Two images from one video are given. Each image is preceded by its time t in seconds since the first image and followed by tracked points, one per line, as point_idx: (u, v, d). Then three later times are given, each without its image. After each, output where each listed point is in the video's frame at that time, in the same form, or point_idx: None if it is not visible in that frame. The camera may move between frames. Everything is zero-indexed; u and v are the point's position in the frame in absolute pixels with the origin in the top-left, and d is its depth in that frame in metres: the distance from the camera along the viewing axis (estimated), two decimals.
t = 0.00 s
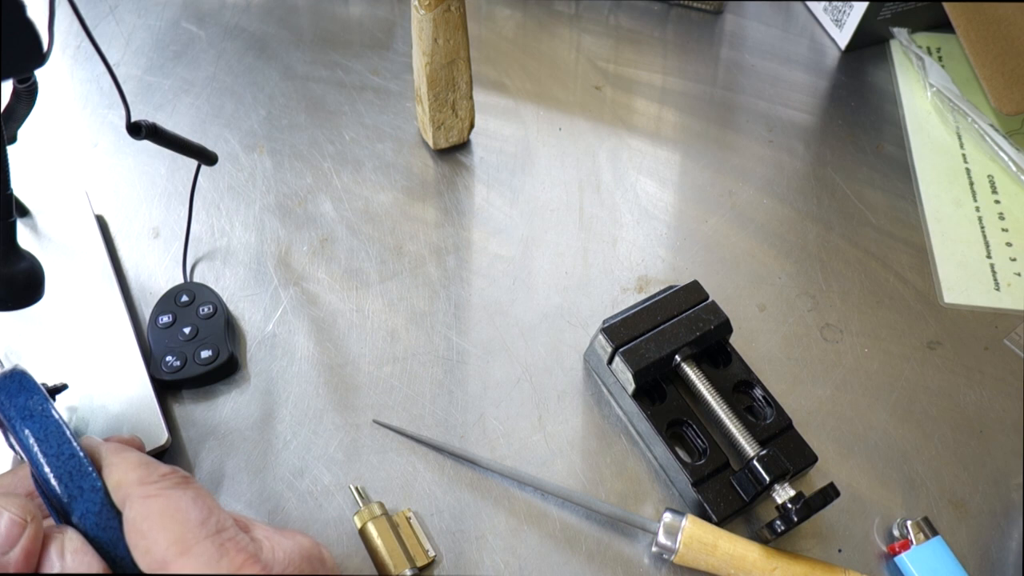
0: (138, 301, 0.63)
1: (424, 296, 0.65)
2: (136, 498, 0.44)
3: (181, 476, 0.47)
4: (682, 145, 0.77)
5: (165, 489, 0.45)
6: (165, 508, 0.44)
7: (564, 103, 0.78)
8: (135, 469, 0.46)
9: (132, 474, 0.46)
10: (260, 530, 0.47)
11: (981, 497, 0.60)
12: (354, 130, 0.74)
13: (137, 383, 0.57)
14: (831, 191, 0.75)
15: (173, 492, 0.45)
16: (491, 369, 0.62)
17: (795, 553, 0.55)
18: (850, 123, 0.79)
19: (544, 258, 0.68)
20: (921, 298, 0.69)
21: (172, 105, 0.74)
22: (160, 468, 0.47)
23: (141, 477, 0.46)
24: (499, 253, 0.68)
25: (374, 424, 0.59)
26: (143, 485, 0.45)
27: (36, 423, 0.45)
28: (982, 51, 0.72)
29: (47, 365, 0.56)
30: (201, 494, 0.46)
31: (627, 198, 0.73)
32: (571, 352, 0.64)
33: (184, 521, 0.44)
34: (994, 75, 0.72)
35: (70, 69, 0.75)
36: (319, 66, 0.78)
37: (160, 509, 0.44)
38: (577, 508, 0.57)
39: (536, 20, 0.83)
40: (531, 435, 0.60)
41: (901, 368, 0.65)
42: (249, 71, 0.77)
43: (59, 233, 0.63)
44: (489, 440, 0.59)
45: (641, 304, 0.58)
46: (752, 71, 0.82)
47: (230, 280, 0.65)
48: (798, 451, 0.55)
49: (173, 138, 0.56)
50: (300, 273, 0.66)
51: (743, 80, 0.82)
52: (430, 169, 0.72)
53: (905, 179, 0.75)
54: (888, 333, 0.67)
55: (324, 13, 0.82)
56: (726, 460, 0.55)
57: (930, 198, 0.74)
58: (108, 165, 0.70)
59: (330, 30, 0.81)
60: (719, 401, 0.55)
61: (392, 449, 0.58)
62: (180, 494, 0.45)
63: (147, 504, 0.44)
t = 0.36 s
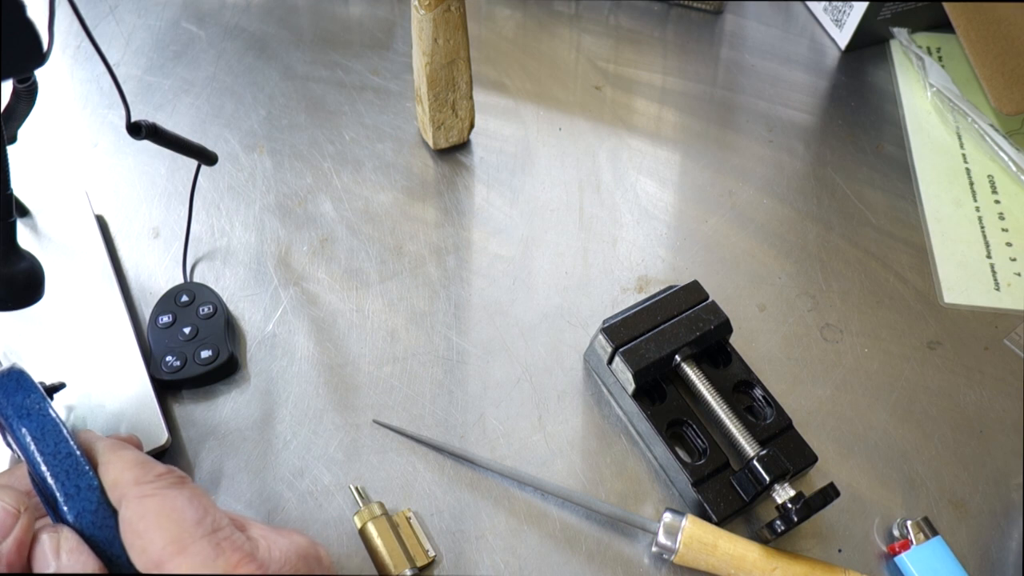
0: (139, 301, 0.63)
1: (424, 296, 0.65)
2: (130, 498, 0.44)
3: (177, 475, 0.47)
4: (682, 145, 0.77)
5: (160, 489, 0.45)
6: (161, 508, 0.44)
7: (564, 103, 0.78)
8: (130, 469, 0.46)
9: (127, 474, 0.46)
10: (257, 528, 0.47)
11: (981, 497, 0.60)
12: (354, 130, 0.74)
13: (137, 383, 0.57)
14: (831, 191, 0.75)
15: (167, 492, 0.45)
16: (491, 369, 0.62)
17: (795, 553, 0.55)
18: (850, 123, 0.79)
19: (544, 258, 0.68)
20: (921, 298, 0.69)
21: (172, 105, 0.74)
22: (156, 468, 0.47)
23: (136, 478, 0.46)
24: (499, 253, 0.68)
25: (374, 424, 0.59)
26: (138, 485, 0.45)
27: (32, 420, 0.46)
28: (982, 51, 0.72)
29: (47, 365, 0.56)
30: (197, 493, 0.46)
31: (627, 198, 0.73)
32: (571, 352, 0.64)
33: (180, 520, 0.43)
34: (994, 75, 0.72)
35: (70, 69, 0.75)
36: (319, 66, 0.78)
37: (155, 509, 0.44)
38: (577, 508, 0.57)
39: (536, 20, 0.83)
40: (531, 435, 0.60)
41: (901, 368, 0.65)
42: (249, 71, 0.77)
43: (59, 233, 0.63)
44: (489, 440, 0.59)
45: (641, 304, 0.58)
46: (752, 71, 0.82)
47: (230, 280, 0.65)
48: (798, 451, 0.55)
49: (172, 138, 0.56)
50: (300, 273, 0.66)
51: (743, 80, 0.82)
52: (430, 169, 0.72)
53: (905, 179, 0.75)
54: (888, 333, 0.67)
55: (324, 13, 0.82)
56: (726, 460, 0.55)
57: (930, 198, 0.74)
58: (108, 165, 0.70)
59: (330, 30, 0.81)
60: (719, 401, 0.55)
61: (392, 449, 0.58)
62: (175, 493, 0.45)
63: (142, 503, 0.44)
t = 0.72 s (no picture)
0: (138, 301, 0.63)
1: (424, 296, 0.65)
2: (123, 498, 0.45)
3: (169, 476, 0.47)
4: (682, 145, 0.77)
5: (152, 491, 0.45)
6: (152, 508, 0.44)
7: (564, 103, 0.78)
8: (124, 468, 0.46)
9: (121, 473, 0.46)
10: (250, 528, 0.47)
11: (981, 498, 0.60)
12: (354, 130, 0.74)
13: (138, 384, 0.57)
14: (831, 191, 0.75)
15: (159, 493, 0.45)
16: (491, 369, 0.62)
17: (795, 553, 0.55)
18: (850, 123, 0.79)
19: (544, 258, 0.68)
20: (921, 298, 0.69)
21: (172, 105, 0.74)
22: (148, 468, 0.47)
23: (129, 477, 0.46)
24: (499, 253, 0.68)
25: (374, 424, 0.59)
26: (130, 485, 0.45)
27: (24, 420, 0.46)
28: (982, 50, 0.72)
29: (46, 364, 0.56)
30: (188, 493, 0.46)
31: (627, 198, 0.73)
32: (571, 352, 0.64)
33: (172, 520, 0.44)
34: (994, 75, 0.72)
35: (70, 69, 0.75)
36: (319, 66, 0.78)
37: (147, 509, 0.44)
38: (577, 508, 0.57)
39: (536, 20, 0.83)
40: (531, 435, 0.60)
41: (901, 368, 0.65)
42: (249, 71, 0.77)
43: (59, 233, 0.63)
44: (489, 440, 0.59)
45: (641, 304, 0.58)
46: (752, 71, 0.82)
47: (230, 280, 0.65)
48: (798, 451, 0.55)
49: (172, 138, 0.56)
50: (300, 273, 0.66)
51: (743, 80, 0.82)
52: (430, 169, 0.72)
53: (905, 179, 0.75)
54: (888, 333, 0.67)
55: (324, 13, 0.82)
56: (726, 460, 0.55)
57: (930, 198, 0.74)
58: (108, 165, 0.70)
59: (330, 30, 0.81)
60: (719, 400, 0.55)
61: (392, 449, 0.58)
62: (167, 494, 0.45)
63: (134, 505, 0.44)
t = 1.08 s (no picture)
0: (138, 301, 0.63)
1: (424, 296, 0.65)
2: (118, 493, 0.45)
3: (164, 470, 0.47)
4: (682, 145, 0.77)
5: (147, 486, 0.45)
6: (147, 503, 0.44)
7: (564, 103, 0.78)
8: (119, 462, 0.46)
9: (116, 467, 0.46)
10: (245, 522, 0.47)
11: (981, 498, 0.60)
12: (354, 130, 0.74)
13: (137, 384, 0.57)
14: (831, 191, 0.75)
15: (154, 488, 0.45)
16: (491, 369, 0.62)
17: (795, 553, 0.55)
18: (850, 123, 0.79)
19: (544, 258, 0.68)
20: (921, 298, 0.69)
21: (172, 105, 0.74)
22: (143, 462, 0.47)
23: (124, 471, 0.46)
24: (499, 253, 0.68)
25: (374, 424, 0.59)
26: (125, 480, 0.45)
27: (21, 413, 0.47)
28: (982, 51, 0.72)
29: (46, 364, 0.56)
30: (183, 488, 0.46)
31: (627, 198, 0.73)
32: (571, 352, 0.64)
33: (166, 515, 0.44)
34: (994, 75, 0.72)
35: (70, 69, 0.75)
36: (319, 66, 0.78)
37: (141, 505, 0.44)
38: (577, 508, 0.57)
39: (536, 20, 0.83)
40: (531, 435, 0.60)
41: (901, 368, 0.65)
42: (249, 71, 0.77)
43: (59, 233, 0.63)
44: (489, 440, 0.59)
45: (641, 304, 0.58)
46: (752, 71, 0.82)
47: (230, 280, 0.65)
48: (798, 451, 0.55)
49: (172, 138, 0.56)
50: (300, 273, 0.66)
51: (743, 80, 0.82)
52: (430, 169, 0.72)
53: (905, 179, 0.75)
54: (888, 333, 0.67)
55: (324, 13, 0.82)
56: (726, 460, 0.55)
57: (930, 198, 0.74)
58: (108, 165, 0.70)
59: (330, 30, 0.81)
60: (719, 400, 0.55)
61: (392, 449, 0.58)
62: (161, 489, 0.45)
63: (128, 501, 0.44)
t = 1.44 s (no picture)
0: (138, 301, 0.63)
1: (424, 296, 0.65)
2: (111, 489, 0.45)
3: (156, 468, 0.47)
4: (682, 145, 0.77)
5: (139, 483, 0.45)
6: (139, 500, 0.44)
7: (564, 103, 0.78)
8: (111, 460, 0.46)
9: (108, 464, 0.46)
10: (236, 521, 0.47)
11: (981, 498, 0.60)
12: (354, 130, 0.74)
13: (137, 383, 0.57)
14: (831, 191, 0.75)
15: (145, 485, 0.45)
16: (491, 369, 0.62)
17: (795, 553, 0.55)
18: (850, 123, 0.79)
19: (544, 258, 0.68)
20: (921, 298, 0.69)
21: (172, 105, 0.74)
22: (136, 460, 0.47)
23: (116, 468, 0.46)
24: (499, 253, 0.68)
25: (374, 424, 0.59)
26: (118, 477, 0.46)
27: (14, 409, 0.46)
28: (982, 51, 0.72)
29: (45, 364, 0.56)
30: (175, 485, 0.46)
31: (627, 198, 0.73)
32: (571, 352, 0.64)
33: (157, 512, 0.44)
34: (994, 75, 0.72)
35: (70, 69, 0.75)
36: (319, 66, 0.78)
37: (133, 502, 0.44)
38: (577, 508, 0.57)
39: (536, 20, 0.83)
40: (531, 435, 0.60)
41: (901, 368, 0.65)
42: (249, 71, 0.77)
43: (59, 233, 0.63)
44: (489, 440, 0.59)
45: (641, 304, 0.58)
46: (752, 71, 0.82)
47: (230, 280, 0.65)
48: (798, 451, 0.55)
49: (172, 138, 0.56)
50: (300, 273, 0.66)
51: (743, 80, 0.82)
52: (430, 169, 0.72)
53: (905, 179, 0.75)
54: (888, 333, 0.67)
55: (324, 13, 0.82)
56: (726, 460, 0.55)
57: (930, 198, 0.74)
58: (108, 165, 0.70)
59: (330, 30, 0.81)
60: (719, 401, 0.55)
61: (392, 449, 0.58)
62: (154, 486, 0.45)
63: (120, 497, 0.44)
